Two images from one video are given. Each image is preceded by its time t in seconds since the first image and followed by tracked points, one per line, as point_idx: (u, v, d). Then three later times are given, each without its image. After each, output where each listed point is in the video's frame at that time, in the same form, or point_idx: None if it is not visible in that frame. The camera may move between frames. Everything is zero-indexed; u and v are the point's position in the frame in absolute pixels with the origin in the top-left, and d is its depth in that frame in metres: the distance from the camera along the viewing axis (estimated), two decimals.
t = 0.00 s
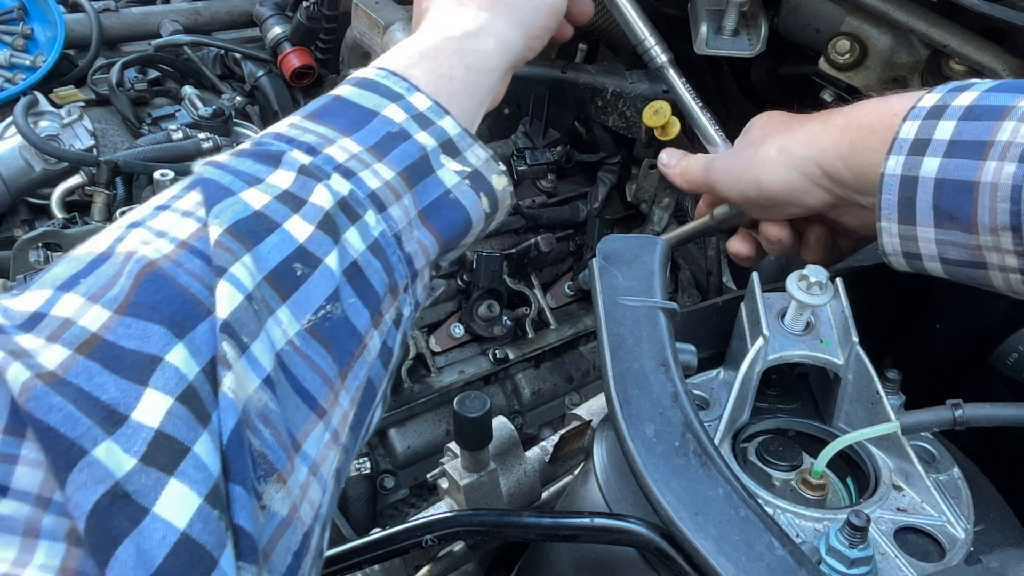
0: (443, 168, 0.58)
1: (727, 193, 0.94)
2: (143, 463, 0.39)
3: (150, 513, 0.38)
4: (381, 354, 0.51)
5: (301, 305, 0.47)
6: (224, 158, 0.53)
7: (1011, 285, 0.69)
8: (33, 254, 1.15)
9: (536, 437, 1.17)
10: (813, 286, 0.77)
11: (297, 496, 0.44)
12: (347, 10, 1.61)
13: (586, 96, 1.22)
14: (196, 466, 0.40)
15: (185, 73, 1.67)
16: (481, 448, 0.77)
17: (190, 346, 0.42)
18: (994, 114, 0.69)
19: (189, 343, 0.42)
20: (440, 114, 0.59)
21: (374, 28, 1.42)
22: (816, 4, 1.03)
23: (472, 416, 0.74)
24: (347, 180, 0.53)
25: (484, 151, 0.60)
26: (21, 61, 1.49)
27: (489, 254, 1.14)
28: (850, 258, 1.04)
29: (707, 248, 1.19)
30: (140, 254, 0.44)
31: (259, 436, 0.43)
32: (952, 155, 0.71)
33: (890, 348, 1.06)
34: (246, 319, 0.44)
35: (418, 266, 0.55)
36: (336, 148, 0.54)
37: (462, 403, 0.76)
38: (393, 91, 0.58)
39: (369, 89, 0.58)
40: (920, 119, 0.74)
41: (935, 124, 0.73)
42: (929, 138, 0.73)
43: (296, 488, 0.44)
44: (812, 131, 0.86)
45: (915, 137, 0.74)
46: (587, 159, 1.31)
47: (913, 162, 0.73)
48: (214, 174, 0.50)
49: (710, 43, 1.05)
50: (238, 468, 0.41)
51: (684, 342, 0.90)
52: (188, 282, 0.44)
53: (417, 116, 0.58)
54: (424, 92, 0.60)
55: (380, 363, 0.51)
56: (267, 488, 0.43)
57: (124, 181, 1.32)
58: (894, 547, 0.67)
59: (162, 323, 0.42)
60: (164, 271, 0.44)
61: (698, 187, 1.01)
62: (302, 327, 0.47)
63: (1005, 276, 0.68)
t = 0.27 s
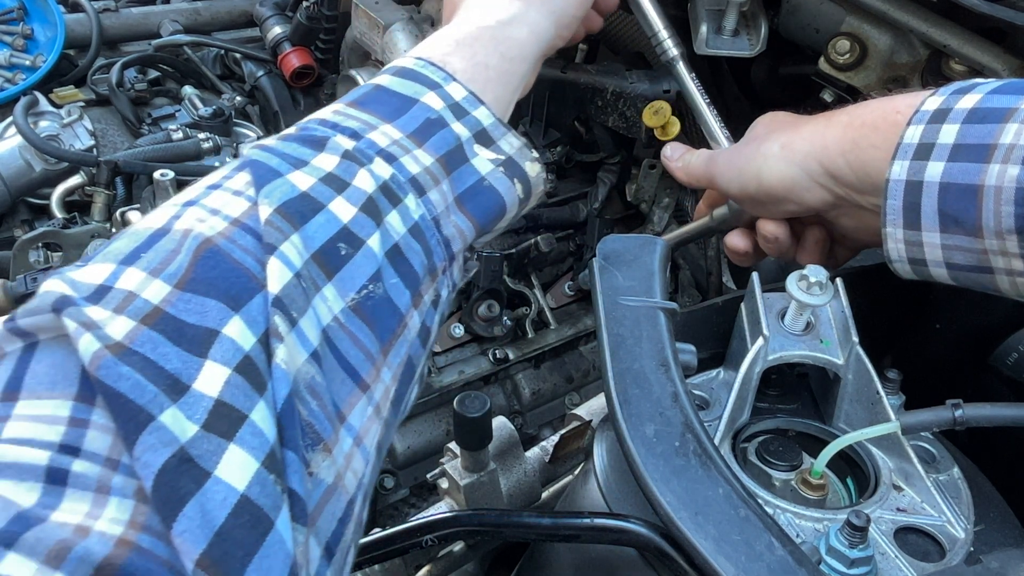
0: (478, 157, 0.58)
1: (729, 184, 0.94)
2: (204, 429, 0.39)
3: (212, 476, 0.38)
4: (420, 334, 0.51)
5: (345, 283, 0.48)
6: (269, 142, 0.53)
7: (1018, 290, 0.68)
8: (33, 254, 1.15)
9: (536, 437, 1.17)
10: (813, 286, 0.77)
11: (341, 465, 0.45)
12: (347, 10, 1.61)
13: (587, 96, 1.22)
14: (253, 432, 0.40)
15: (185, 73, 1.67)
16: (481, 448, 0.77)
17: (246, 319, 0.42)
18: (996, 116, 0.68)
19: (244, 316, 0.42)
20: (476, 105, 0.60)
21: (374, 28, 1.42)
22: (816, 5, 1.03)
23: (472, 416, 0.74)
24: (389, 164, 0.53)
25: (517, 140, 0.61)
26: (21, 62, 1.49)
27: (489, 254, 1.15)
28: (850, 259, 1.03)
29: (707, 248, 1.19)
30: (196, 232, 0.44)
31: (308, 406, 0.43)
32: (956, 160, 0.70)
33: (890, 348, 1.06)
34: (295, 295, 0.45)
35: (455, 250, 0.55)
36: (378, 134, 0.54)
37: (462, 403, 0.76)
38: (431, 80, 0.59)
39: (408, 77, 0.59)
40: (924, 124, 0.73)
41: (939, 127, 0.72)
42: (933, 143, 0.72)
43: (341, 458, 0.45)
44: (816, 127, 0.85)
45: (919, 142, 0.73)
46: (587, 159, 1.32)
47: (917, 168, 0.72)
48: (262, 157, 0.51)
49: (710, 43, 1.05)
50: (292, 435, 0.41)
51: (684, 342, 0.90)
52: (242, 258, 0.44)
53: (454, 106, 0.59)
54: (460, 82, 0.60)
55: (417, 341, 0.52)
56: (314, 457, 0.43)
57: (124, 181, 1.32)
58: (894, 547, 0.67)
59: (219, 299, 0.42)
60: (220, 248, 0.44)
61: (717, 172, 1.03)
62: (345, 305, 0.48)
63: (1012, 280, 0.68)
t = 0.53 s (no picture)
0: (501, 155, 0.60)
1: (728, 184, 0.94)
2: (234, 426, 0.40)
3: (241, 471, 0.39)
4: (443, 332, 0.52)
5: (370, 282, 0.49)
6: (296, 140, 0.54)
7: None
8: (33, 254, 1.15)
9: (536, 437, 1.17)
10: (813, 286, 0.77)
11: (366, 460, 0.45)
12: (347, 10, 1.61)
13: (586, 96, 1.21)
14: (281, 429, 0.40)
15: (185, 73, 1.67)
16: (481, 448, 0.77)
17: (276, 316, 0.43)
18: (1005, 121, 0.67)
19: (272, 314, 0.43)
20: (498, 103, 0.62)
21: (374, 28, 1.42)
22: (816, 4, 1.03)
23: (473, 416, 0.74)
24: (415, 163, 0.54)
25: (540, 137, 0.63)
26: (21, 61, 1.49)
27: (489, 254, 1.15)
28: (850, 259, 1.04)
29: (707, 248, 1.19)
30: (225, 230, 0.45)
31: (333, 403, 0.44)
32: (964, 164, 0.69)
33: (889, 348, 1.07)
34: (321, 293, 0.46)
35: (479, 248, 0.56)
36: (403, 132, 0.56)
37: (462, 403, 0.76)
38: (454, 78, 0.61)
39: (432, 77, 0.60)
40: (932, 128, 0.72)
41: (946, 132, 0.71)
42: (941, 147, 0.71)
43: (365, 454, 0.45)
44: (819, 127, 0.85)
45: (927, 146, 0.72)
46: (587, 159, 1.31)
47: (925, 172, 0.72)
48: (289, 155, 0.51)
49: (710, 43, 1.05)
50: (319, 432, 0.42)
51: (684, 342, 0.90)
52: (271, 256, 0.45)
53: (477, 105, 0.61)
54: (483, 82, 0.62)
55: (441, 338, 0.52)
56: (339, 454, 0.44)
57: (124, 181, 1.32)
58: (894, 547, 0.67)
59: (247, 297, 0.43)
60: (248, 246, 0.45)
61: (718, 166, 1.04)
62: (371, 303, 0.48)
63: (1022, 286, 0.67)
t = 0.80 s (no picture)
0: (528, 151, 0.64)
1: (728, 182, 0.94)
2: (274, 408, 0.41)
3: (283, 454, 0.40)
4: (474, 323, 0.56)
5: (406, 271, 0.52)
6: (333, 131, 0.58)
7: None
8: (33, 255, 1.15)
9: (536, 437, 1.17)
10: (813, 286, 0.77)
11: (400, 449, 0.47)
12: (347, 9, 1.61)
13: (586, 95, 1.21)
14: (322, 414, 0.42)
15: (185, 73, 1.67)
16: (481, 448, 0.77)
17: (316, 304, 0.45)
18: (1012, 121, 0.67)
19: (314, 300, 0.45)
20: (526, 100, 0.67)
21: (374, 28, 1.42)
22: (817, 4, 1.03)
23: (472, 416, 0.74)
24: (447, 156, 0.58)
25: (567, 134, 0.68)
26: (21, 62, 1.49)
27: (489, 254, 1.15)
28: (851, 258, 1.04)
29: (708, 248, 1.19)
30: (267, 217, 0.48)
31: (371, 391, 0.46)
32: (971, 164, 0.69)
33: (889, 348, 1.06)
34: (360, 281, 0.48)
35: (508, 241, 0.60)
36: (437, 126, 0.60)
37: (462, 403, 0.76)
38: (484, 75, 0.65)
39: (463, 73, 0.65)
40: (939, 128, 0.72)
41: (953, 131, 0.71)
42: (948, 147, 0.71)
43: (399, 442, 0.47)
44: (824, 124, 0.86)
45: (934, 146, 0.72)
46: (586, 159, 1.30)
47: (932, 172, 0.72)
48: (327, 146, 0.55)
49: (710, 43, 1.05)
50: (359, 419, 0.44)
51: (684, 342, 0.90)
52: (310, 243, 0.47)
53: (506, 101, 0.65)
54: (512, 79, 0.67)
55: (471, 329, 0.55)
56: (375, 441, 0.46)
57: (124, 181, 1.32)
58: (894, 547, 0.67)
59: (289, 284, 0.45)
60: (289, 233, 0.47)
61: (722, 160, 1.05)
62: (407, 292, 0.52)
63: None
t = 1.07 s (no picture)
0: (543, 138, 0.68)
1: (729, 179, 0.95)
2: (299, 394, 0.42)
3: (310, 438, 0.41)
4: (491, 306, 0.58)
5: (427, 256, 0.54)
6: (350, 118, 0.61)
7: None
8: (33, 254, 1.15)
9: (536, 437, 1.17)
10: (813, 286, 0.77)
11: (423, 433, 0.49)
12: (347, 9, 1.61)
13: (586, 95, 1.20)
14: (348, 400, 0.43)
15: (185, 73, 1.68)
16: (481, 448, 0.77)
17: (340, 288, 0.47)
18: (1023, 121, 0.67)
19: (337, 285, 0.47)
20: (541, 87, 0.70)
21: (374, 28, 1.42)
22: (816, 5, 1.03)
23: (473, 416, 0.74)
24: (464, 142, 0.61)
25: (582, 120, 0.71)
26: (21, 61, 1.49)
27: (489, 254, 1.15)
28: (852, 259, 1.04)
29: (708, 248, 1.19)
30: (288, 202, 0.50)
31: (395, 376, 0.47)
32: (981, 164, 0.69)
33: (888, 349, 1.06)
34: (384, 265, 0.50)
35: (524, 227, 0.64)
36: (453, 112, 0.63)
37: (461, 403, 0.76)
38: (498, 63, 0.69)
39: (476, 61, 0.68)
40: (947, 129, 0.72)
41: (962, 132, 0.71)
42: (957, 147, 0.71)
43: (422, 427, 0.49)
44: (828, 123, 0.86)
45: (942, 146, 0.72)
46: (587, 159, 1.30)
47: (941, 172, 0.72)
48: (346, 133, 0.57)
49: (710, 43, 1.05)
50: (384, 403, 0.46)
51: (684, 343, 0.90)
52: (333, 226, 0.50)
53: (519, 90, 0.68)
54: (525, 66, 0.71)
55: (489, 312, 0.58)
56: (400, 426, 0.47)
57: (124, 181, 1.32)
58: (894, 546, 0.67)
59: (313, 270, 0.47)
60: (310, 218, 0.49)
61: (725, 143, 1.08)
62: (428, 275, 0.54)
63: None
